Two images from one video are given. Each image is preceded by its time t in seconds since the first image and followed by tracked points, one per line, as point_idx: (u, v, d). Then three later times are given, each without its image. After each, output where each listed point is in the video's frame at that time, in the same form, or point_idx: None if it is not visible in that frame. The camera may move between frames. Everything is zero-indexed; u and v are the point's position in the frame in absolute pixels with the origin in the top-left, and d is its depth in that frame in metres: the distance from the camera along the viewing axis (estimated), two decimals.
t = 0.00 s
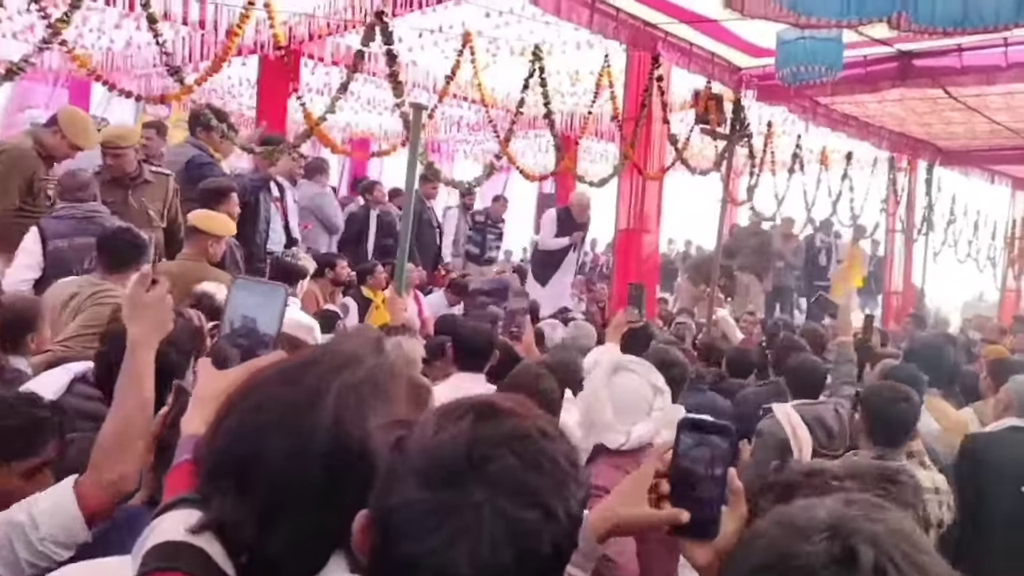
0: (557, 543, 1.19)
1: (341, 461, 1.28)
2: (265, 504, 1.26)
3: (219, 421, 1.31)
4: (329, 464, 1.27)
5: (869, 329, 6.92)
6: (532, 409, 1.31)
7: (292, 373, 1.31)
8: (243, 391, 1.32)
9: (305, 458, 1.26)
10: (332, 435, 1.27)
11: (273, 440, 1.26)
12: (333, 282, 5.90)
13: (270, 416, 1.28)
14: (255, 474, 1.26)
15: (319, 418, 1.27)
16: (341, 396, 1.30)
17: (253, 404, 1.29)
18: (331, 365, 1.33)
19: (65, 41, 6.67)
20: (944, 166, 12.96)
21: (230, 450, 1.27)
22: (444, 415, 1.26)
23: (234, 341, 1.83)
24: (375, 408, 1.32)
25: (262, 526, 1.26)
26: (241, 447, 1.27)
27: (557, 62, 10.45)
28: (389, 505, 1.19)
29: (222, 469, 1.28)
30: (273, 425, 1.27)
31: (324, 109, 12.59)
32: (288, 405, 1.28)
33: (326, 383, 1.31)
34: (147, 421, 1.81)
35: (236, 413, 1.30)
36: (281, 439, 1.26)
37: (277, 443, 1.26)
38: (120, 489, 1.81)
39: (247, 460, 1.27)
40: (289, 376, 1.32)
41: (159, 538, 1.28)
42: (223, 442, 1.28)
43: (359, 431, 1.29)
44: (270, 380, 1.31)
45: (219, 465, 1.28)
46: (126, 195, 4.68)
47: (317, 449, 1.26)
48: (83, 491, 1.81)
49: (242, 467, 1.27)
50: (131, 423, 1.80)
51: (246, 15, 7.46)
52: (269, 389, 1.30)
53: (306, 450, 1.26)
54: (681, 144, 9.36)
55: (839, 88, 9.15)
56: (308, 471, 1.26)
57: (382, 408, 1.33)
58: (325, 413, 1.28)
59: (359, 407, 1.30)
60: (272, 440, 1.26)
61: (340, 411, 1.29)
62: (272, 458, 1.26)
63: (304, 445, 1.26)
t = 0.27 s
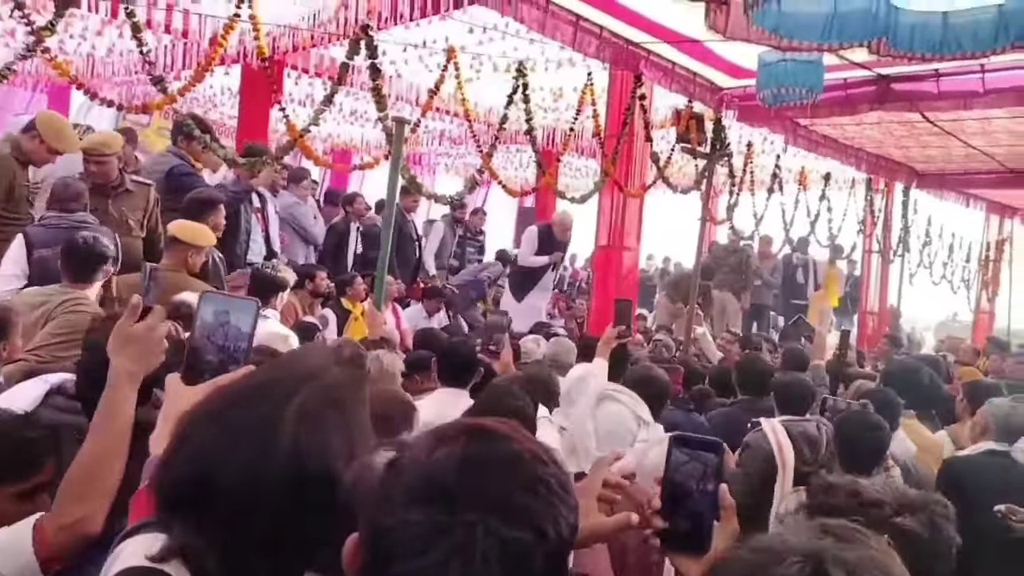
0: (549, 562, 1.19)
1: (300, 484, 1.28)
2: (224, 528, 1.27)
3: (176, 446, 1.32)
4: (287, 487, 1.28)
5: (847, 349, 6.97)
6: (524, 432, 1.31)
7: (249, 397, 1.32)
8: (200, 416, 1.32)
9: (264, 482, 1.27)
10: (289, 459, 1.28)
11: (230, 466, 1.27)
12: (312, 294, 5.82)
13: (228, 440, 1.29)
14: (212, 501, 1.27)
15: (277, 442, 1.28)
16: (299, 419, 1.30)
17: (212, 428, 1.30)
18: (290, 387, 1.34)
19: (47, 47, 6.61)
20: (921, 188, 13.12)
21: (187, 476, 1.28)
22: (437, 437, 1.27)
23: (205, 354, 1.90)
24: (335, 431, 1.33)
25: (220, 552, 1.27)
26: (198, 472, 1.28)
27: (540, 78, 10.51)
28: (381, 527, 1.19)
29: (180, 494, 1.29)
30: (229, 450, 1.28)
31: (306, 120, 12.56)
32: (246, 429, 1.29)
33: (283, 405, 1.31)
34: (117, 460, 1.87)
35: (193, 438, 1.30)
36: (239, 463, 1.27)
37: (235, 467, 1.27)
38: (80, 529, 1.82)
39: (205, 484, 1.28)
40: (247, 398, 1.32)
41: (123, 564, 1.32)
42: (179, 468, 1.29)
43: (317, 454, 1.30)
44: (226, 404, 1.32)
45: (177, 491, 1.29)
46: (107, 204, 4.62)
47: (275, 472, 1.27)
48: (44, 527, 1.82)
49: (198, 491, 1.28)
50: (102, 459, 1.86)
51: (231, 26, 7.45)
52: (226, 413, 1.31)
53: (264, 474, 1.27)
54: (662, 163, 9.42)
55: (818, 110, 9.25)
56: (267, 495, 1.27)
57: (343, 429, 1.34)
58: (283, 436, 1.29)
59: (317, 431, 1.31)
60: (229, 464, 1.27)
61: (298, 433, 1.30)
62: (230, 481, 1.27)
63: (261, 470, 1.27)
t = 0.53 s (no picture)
0: None
1: (288, 516, 1.13)
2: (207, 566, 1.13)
3: (161, 474, 1.19)
4: (274, 520, 1.13)
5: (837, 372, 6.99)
6: (524, 469, 1.35)
7: (239, 420, 1.19)
8: (186, 441, 1.20)
9: (249, 513, 1.13)
10: (277, 486, 1.13)
11: (215, 494, 1.13)
12: (303, 309, 5.75)
13: (214, 464, 1.16)
14: (196, 533, 1.14)
15: (265, 467, 1.14)
16: (291, 442, 1.17)
17: (193, 453, 1.17)
18: (284, 409, 1.21)
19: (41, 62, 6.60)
20: (911, 212, 13.19)
21: (169, 506, 1.16)
22: (441, 473, 1.34)
23: (196, 382, 1.91)
24: (330, 460, 1.18)
25: None
26: (180, 501, 1.15)
27: (535, 98, 10.55)
28: (388, 560, 1.24)
29: (164, 526, 1.16)
30: (214, 476, 1.15)
31: (299, 136, 12.56)
32: (232, 453, 1.15)
33: (275, 429, 1.18)
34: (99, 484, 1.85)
35: (178, 463, 1.18)
36: (224, 491, 1.14)
37: (219, 495, 1.13)
38: (67, 550, 1.84)
39: (187, 515, 1.14)
40: (238, 422, 1.20)
41: None
42: (161, 497, 1.17)
43: (308, 484, 1.15)
44: (214, 427, 1.19)
45: (159, 522, 1.16)
46: (102, 220, 4.59)
47: (261, 502, 1.13)
48: (26, 550, 1.82)
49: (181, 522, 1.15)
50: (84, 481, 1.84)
51: (226, 43, 7.45)
52: (212, 438, 1.18)
53: (248, 503, 1.13)
54: (654, 184, 9.45)
55: (811, 133, 9.31)
56: (250, 528, 1.12)
57: (337, 457, 1.19)
58: (272, 462, 1.15)
59: (308, 458, 1.16)
60: (213, 492, 1.14)
61: (287, 459, 1.15)
62: (214, 511, 1.13)
63: (246, 499, 1.13)
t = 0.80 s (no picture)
0: None
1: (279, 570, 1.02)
2: None
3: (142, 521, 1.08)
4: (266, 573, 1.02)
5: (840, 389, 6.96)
6: (525, 499, 1.32)
7: (221, 465, 1.07)
8: (164, 487, 1.09)
9: (242, 549, 1.02)
10: (267, 542, 1.02)
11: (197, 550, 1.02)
12: (305, 328, 5.69)
13: (196, 521, 1.04)
14: None
15: (252, 517, 1.03)
16: (281, 487, 1.05)
17: (181, 487, 1.07)
18: (271, 450, 1.09)
19: (41, 83, 6.61)
20: (912, 227, 13.17)
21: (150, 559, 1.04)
22: (443, 501, 1.28)
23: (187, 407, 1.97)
24: (323, 499, 1.06)
25: None
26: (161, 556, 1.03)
27: (534, 116, 10.58)
28: None
29: None
30: (198, 531, 1.03)
31: (300, 155, 12.59)
32: (215, 506, 1.04)
33: (262, 470, 1.07)
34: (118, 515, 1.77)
35: (157, 514, 1.06)
36: (210, 547, 1.02)
37: (202, 555, 1.02)
38: None
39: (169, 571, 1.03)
40: (221, 465, 1.08)
41: None
42: (140, 547, 1.06)
43: (301, 527, 1.04)
44: (192, 473, 1.08)
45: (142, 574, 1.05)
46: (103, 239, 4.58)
47: (250, 555, 1.02)
48: None
49: None
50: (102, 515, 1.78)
51: (226, 64, 7.47)
52: (191, 485, 1.06)
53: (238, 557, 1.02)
54: (654, 201, 9.45)
55: (811, 150, 9.31)
56: None
57: (332, 494, 1.07)
58: (261, 506, 1.04)
59: (301, 499, 1.05)
60: (196, 549, 1.02)
61: (278, 508, 1.04)
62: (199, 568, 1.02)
63: (232, 553, 1.02)
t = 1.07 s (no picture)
0: None
1: None
2: None
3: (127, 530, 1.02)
4: None
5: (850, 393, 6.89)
6: (534, 506, 1.26)
7: (218, 474, 1.03)
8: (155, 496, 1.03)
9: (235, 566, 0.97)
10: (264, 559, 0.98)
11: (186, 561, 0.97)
12: (311, 335, 5.62)
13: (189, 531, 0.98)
14: None
15: (249, 531, 0.99)
16: (281, 501, 1.02)
17: (169, 500, 1.01)
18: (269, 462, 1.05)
19: (46, 93, 6.61)
20: (921, 230, 13.11)
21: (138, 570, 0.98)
22: (448, 509, 1.20)
23: (179, 405, 1.87)
24: (323, 513, 1.04)
25: None
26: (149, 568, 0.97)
27: (539, 121, 10.60)
28: None
29: None
30: (191, 542, 0.97)
31: (305, 163, 12.60)
32: (211, 515, 0.99)
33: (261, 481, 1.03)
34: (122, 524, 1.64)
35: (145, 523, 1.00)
36: (202, 563, 0.97)
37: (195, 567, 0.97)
38: None
39: None
40: (217, 475, 1.04)
41: None
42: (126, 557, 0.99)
43: (300, 544, 1.01)
44: (187, 481, 1.03)
45: None
46: (108, 248, 4.57)
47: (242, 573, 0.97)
48: None
49: None
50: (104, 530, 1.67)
51: (229, 72, 7.48)
52: (187, 493, 1.01)
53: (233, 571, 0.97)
54: (661, 205, 9.41)
55: (817, 151, 9.27)
56: None
57: (330, 511, 1.05)
58: (258, 519, 1.00)
59: (301, 513, 1.02)
60: (187, 566, 0.97)
61: (277, 523, 1.00)
62: None
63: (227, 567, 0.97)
